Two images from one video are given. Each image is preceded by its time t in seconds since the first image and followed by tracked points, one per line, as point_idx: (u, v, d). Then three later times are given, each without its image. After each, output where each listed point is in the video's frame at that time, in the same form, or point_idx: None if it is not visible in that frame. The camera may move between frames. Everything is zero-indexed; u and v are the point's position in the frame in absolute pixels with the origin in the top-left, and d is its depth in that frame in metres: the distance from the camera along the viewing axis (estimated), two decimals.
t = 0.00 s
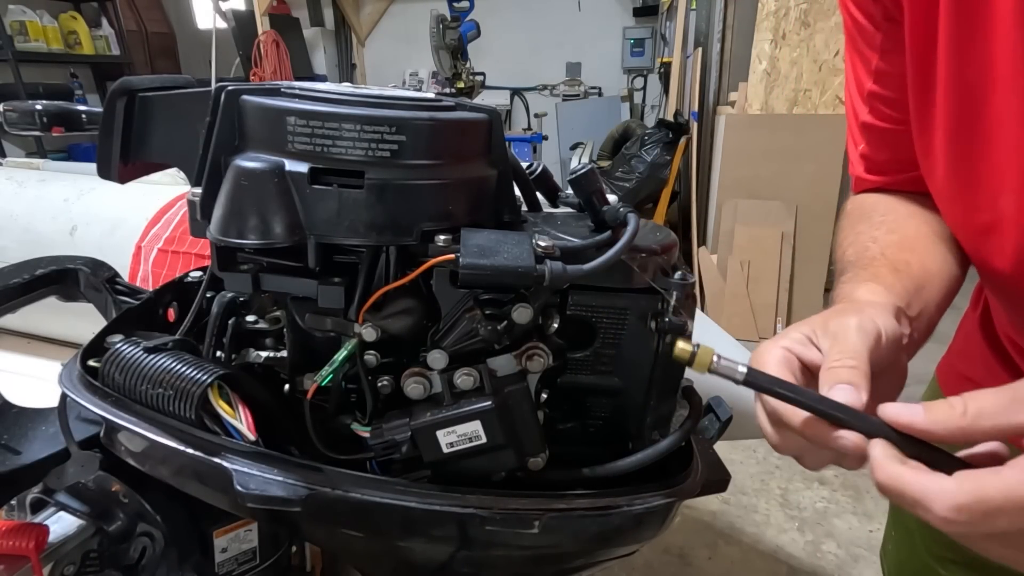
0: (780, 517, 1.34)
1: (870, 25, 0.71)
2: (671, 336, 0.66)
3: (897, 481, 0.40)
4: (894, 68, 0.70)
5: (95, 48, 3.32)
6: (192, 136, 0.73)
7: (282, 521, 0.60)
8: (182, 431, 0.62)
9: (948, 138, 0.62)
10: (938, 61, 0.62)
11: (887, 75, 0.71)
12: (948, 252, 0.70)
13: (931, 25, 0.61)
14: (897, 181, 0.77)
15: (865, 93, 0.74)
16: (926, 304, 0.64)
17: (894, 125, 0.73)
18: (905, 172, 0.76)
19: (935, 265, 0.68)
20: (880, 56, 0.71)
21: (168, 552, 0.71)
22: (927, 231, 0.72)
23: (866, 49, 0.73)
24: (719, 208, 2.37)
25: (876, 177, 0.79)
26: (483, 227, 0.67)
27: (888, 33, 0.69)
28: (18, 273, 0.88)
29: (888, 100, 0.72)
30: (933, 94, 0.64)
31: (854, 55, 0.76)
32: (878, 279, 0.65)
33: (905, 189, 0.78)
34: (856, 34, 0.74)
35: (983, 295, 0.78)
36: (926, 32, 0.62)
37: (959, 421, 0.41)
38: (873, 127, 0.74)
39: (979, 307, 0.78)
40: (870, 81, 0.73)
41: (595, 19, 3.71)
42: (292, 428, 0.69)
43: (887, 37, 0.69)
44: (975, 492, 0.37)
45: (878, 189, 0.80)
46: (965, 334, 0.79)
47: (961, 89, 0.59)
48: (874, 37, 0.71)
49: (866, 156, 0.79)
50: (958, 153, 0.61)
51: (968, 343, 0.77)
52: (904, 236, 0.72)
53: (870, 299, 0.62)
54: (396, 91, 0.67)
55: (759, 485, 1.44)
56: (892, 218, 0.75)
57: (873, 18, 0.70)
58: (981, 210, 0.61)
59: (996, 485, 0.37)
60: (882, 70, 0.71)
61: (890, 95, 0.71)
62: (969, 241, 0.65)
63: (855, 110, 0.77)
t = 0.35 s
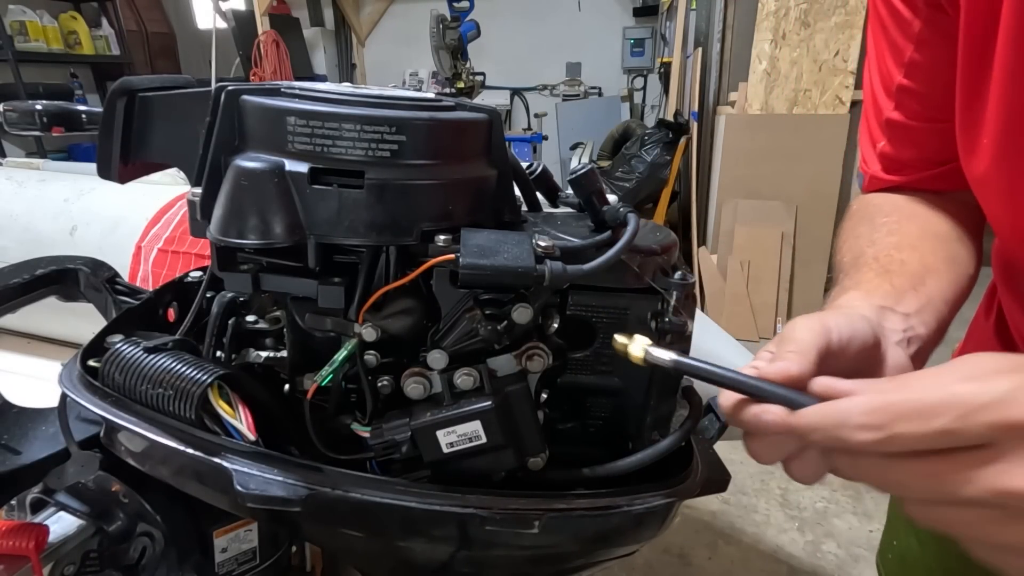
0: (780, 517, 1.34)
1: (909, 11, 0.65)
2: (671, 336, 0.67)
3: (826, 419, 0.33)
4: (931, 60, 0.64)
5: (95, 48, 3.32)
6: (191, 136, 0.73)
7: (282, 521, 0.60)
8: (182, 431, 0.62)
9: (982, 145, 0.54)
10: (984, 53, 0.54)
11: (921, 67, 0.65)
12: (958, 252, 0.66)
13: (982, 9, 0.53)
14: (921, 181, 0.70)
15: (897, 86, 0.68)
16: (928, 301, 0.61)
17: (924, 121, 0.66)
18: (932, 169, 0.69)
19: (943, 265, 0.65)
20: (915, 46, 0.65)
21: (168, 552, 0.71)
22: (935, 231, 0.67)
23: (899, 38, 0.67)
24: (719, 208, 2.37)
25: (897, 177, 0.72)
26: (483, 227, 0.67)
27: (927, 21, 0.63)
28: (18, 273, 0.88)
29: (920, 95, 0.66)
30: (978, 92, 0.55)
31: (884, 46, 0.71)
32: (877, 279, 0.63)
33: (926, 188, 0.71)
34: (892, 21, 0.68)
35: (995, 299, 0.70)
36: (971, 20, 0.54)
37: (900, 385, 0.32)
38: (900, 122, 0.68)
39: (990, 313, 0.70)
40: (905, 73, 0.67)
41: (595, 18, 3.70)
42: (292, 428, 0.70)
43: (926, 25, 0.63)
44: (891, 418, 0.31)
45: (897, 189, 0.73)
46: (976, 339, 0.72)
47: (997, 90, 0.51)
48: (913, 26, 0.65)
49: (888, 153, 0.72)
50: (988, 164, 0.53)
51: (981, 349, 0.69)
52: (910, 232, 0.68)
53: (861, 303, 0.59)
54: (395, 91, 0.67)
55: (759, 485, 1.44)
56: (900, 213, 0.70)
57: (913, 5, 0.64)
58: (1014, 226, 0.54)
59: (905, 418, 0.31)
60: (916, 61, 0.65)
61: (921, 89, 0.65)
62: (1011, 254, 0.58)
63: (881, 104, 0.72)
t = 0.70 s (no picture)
0: (780, 517, 1.34)
1: (910, 15, 0.65)
2: (671, 336, 0.66)
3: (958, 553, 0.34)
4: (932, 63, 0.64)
5: (95, 48, 3.32)
6: (192, 136, 0.73)
7: (282, 521, 0.60)
8: (182, 431, 0.62)
9: (986, 145, 0.54)
10: (985, 53, 0.54)
11: (923, 70, 0.65)
12: (960, 252, 0.66)
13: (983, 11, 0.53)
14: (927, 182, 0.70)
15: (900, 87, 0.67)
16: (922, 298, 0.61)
17: (928, 123, 0.66)
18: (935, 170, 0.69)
19: (943, 268, 0.65)
20: (917, 49, 0.65)
21: (168, 552, 0.71)
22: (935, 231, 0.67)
23: (902, 43, 0.67)
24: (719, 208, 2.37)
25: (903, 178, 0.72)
26: (483, 227, 0.67)
27: (929, 25, 0.63)
28: (18, 273, 0.88)
29: (923, 97, 0.66)
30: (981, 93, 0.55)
31: (887, 50, 0.71)
32: (866, 280, 0.64)
33: (930, 188, 0.70)
34: (895, 26, 0.68)
35: (1007, 300, 0.69)
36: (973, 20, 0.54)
37: None
38: (905, 124, 0.68)
39: (1002, 314, 0.69)
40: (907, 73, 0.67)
41: (595, 18, 3.70)
42: (292, 428, 0.70)
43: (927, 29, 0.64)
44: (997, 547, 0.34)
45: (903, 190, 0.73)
46: (987, 341, 0.71)
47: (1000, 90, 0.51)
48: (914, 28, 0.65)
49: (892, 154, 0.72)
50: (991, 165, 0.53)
51: (992, 350, 0.69)
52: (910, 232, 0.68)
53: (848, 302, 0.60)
54: (396, 91, 0.67)
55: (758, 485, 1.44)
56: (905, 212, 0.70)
57: (914, 9, 0.65)
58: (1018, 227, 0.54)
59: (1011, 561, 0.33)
60: (918, 64, 0.65)
61: (924, 92, 0.65)
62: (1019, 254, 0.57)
63: (886, 106, 0.71)
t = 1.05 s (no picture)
0: (780, 517, 1.34)
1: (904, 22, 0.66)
2: (671, 336, 0.66)
3: None
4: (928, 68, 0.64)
5: (95, 48, 3.32)
6: (192, 136, 0.73)
7: (282, 521, 0.60)
8: (183, 430, 0.62)
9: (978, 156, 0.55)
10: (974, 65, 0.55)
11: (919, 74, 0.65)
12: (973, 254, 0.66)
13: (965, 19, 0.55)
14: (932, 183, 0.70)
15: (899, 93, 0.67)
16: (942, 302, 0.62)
17: (926, 127, 0.66)
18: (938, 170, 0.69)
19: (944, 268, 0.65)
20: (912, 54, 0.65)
21: (168, 552, 0.71)
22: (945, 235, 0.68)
23: (898, 49, 0.67)
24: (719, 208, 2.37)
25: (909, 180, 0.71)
26: (483, 227, 0.67)
27: (921, 31, 0.64)
28: (18, 273, 0.88)
29: (920, 102, 0.66)
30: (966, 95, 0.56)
31: (885, 56, 0.71)
32: (889, 287, 0.64)
33: (934, 190, 0.70)
34: (889, 33, 0.68)
35: (1006, 299, 0.70)
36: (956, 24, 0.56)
37: None
38: (904, 129, 0.68)
39: (1001, 312, 0.70)
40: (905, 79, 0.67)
41: (595, 18, 3.70)
42: (292, 428, 0.70)
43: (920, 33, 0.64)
44: None
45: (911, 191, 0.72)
46: (985, 338, 0.71)
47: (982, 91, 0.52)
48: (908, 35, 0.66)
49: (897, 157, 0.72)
50: (976, 165, 0.55)
51: (990, 348, 0.69)
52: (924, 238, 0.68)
53: (875, 314, 0.60)
54: (396, 91, 0.67)
55: (759, 485, 1.44)
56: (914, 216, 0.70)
57: (907, 15, 0.65)
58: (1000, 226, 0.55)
59: None
60: (914, 70, 0.65)
61: (922, 97, 0.65)
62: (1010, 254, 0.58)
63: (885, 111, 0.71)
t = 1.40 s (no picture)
0: (780, 517, 1.34)
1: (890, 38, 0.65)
2: (671, 336, 0.67)
3: None
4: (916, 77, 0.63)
5: (95, 48, 3.32)
6: (192, 136, 0.73)
7: (282, 521, 0.60)
8: (182, 430, 0.62)
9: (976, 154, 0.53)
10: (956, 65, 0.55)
11: (909, 84, 0.63)
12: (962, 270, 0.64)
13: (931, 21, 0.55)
14: (926, 204, 0.62)
15: (885, 107, 0.64)
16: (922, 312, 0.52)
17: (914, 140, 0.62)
18: (930, 188, 0.62)
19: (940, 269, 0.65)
20: (902, 64, 0.64)
21: (168, 551, 0.71)
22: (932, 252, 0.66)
23: (881, 64, 0.66)
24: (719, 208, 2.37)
25: (904, 198, 0.63)
26: (483, 227, 0.67)
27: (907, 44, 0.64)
28: (18, 272, 0.88)
29: (909, 110, 0.63)
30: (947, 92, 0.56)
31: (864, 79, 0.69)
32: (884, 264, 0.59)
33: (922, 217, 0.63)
34: (865, 52, 0.68)
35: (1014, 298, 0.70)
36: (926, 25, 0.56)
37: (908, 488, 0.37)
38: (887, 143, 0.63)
39: (1010, 312, 0.70)
40: (894, 93, 0.64)
41: (595, 18, 3.70)
42: (292, 428, 0.70)
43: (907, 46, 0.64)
44: None
45: (898, 219, 0.63)
46: (994, 337, 0.72)
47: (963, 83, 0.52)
48: (897, 50, 0.65)
49: (881, 179, 0.65)
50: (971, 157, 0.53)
51: (998, 345, 0.70)
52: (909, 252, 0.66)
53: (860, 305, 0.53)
54: (396, 91, 0.67)
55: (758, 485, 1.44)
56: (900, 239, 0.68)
57: (891, 31, 0.65)
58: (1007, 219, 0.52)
59: None
60: (903, 79, 0.64)
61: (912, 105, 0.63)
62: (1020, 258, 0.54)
63: (865, 133, 0.67)
